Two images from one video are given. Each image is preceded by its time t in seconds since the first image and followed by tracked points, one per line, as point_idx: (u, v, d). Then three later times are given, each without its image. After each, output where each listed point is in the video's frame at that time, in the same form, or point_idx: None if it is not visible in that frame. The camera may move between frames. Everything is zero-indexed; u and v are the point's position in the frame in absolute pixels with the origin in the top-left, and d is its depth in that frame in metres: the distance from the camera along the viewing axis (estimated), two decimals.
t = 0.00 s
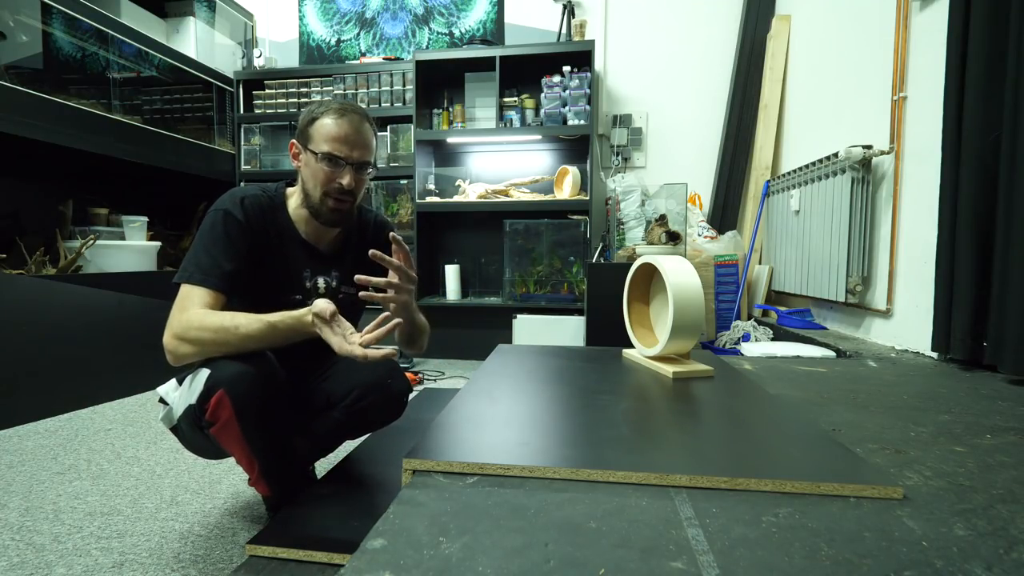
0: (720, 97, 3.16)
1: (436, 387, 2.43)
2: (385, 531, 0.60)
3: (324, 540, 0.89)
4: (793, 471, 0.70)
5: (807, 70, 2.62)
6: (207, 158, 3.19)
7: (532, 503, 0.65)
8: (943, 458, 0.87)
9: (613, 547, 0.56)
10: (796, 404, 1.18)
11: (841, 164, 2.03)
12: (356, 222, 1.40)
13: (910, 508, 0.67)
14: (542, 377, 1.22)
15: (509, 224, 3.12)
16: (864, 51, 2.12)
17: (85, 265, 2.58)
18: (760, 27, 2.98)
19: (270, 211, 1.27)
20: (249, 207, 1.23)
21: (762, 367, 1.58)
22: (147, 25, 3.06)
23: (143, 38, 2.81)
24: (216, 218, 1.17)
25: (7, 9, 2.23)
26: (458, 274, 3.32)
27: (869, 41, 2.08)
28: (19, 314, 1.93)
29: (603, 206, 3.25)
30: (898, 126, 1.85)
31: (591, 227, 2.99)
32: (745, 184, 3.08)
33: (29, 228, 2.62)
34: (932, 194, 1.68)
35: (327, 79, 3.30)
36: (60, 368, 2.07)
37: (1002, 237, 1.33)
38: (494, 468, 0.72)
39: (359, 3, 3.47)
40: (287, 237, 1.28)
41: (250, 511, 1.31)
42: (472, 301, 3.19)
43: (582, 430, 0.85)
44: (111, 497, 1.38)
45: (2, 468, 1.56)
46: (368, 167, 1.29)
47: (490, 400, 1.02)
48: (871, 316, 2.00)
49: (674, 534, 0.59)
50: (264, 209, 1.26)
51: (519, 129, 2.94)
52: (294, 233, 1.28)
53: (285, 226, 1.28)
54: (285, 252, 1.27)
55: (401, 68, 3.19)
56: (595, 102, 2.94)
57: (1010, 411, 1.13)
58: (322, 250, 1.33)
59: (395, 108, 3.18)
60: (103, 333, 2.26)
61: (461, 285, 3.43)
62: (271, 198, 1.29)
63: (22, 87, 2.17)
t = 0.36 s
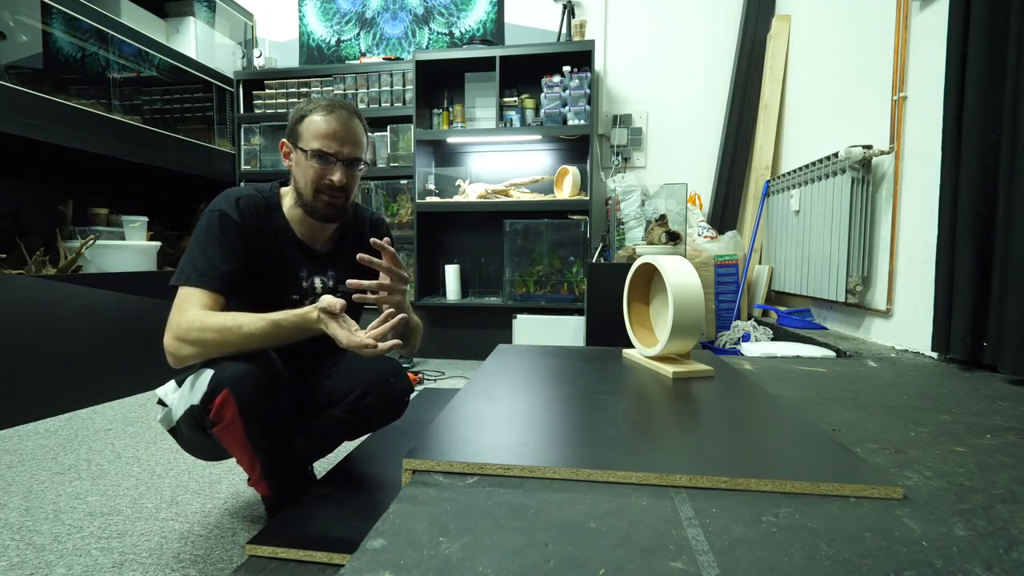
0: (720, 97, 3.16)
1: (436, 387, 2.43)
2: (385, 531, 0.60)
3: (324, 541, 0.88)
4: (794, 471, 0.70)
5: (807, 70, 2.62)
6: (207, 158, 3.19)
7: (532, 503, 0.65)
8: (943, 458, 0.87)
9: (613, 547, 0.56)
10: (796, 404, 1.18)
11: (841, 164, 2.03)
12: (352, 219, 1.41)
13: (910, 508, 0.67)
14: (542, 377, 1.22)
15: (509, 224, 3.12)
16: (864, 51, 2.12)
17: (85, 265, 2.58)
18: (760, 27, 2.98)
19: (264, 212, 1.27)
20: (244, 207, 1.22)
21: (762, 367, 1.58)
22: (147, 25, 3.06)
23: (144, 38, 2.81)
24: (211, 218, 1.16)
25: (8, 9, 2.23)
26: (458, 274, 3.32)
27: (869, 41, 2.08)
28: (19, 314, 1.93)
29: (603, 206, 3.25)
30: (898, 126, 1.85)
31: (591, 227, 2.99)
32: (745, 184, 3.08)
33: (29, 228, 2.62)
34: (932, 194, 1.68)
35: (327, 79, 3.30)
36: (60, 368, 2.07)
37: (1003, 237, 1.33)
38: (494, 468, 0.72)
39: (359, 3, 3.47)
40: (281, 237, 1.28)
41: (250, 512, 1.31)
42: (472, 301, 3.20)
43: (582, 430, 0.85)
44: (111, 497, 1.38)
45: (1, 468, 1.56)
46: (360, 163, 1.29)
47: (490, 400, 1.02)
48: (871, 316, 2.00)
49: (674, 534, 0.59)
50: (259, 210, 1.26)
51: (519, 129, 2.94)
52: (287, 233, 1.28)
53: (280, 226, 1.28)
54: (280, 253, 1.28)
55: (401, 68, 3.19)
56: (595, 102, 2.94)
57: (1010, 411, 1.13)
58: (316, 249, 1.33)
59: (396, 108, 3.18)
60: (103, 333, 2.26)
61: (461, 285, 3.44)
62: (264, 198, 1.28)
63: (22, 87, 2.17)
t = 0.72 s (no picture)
0: (720, 97, 3.16)
1: (436, 387, 2.43)
2: (385, 531, 0.60)
3: (325, 541, 0.88)
4: (793, 471, 0.70)
5: (807, 70, 2.62)
6: (207, 158, 3.18)
7: (532, 503, 0.65)
8: (943, 458, 0.87)
9: (613, 547, 0.56)
10: (796, 404, 1.18)
11: (841, 164, 2.03)
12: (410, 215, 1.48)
13: (910, 508, 0.67)
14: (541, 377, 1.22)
15: (509, 224, 3.12)
16: (864, 51, 2.12)
17: (85, 265, 2.58)
18: (760, 27, 2.98)
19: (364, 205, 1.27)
20: (358, 199, 1.22)
21: (762, 367, 1.58)
22: (147, 25, 3.06)
23: (144, 39, 2.78)
24: (354, 216, 1.14)
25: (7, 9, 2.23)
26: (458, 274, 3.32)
27: (869, 40, 2.08)
28: (19, 314, 1.93)
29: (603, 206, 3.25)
30: (898, 126, 1.85)
31: (591, 227, 2.99)
32: (745, 184, 3.08)
33: (30, 228, 2.62)
34: (932, 194, 1.68)
35: (327, 79, 3.30)
36: (60, 368, 2.07)
37: (1003, 238, 1.33)
38: (494, 468, 0.72)
39: (359, 3, 3.47)
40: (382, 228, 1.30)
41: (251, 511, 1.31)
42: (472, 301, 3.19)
43: (583, 430, 0.85)
44: (111, 497, 1.38)
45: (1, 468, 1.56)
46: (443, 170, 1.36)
47: (492, 400, 1.02)
48: (871, 316, 2.00)
49: (674, 534, 0.59)
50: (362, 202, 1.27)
51: (519, 129, 2.94)
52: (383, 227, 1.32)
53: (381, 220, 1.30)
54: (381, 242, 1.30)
55: (401, 68, 3.19)
56: (595, 102, 2.94)
57: (1010, 411, 1.13)
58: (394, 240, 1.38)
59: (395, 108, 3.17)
60: (103, 333, 2.26)
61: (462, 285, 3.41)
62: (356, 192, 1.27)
63: (22, 87, 2.17)
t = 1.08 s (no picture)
0: (720, 97, 3.16)
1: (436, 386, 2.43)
2: (384, 531, 0.59)
3: (325, 542, 0.88)
4: (794, 471, 0.70)
5: (807, 70, 2.62)
6: (207, 158, 3.18)
7: (531, 504, 0.65)
8: (943, 458, 0.87)
9: (612, 547, 0.56)
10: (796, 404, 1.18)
11: (842, 164, 2.02)
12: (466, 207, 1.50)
13: (911, 508, 0.67)
14: (545, 377, 1.22)
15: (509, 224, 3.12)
16: (864, 51, 2.12)
17: (85, 265, 2.58)
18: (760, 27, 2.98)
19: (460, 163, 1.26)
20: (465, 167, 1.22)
21: (762, 367, 1.58)
22: (147, 25, 3.06)
23: (144, 38, 2.79)
24: (472, 186, 1.17)
25: (7, 9, 2.24)
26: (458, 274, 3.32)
27: (869, 40, 2.08)
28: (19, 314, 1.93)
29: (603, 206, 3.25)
30: (898, 125, 1.85)
31: (592, 227, 2.99)
32: (745, 184, 3.08)
33: (29, 228, 2.62)
34: (933, 194, 1.68)
35: (327, 79, 3.30)
36: (60, 368, 2.07)
37: (1003, 238, 1.33)
38: (494, 468, 0.72)
39: (359, 3, 3.47)
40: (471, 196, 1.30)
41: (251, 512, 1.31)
42: (472, 301, 3.19)
43: (584, 430, 0.85)
44: (111, 497, 1.38)
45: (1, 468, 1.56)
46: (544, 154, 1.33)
47: (497, 400, 1.02)
48: (871, 316, 1.99)
49: (675, 534, 0.59)
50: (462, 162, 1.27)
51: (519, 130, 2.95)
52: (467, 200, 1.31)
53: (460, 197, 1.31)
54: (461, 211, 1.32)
55: (401, 68, 3.19)
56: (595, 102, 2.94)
57: (1011, 411, 1.13)
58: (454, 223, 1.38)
59: (395, 108, 3.17)
60: (103, 333, 2.26)
61: (462, 285, 3.40)
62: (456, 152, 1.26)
63: (22, 87, 2.18)
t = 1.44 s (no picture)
0: (720, 97, 3.16)
1: (436, 386, 2.43)
2: (385, 531, 0.60)
3: (326, 542, 0.88)
4: (793, 471, 0.70)
5: (807, 70, 2.62)
6: (207, 159, 3.17)
7: (532, 503, 0.65)
8: (943, 458, 0.87)
9: (612, 547, 0.56)
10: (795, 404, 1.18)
11: (841, 164, 2.03)
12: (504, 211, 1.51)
13: (910, 508, 0.67)
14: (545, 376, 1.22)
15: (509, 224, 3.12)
16: (863, 51, 2.12)
17: (85, 265, 2.59)
18: (760, 27, 2.98)
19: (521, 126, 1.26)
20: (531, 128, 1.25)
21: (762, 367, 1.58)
22: (147, 25, 3.07)
23: (143, 39, 2.75)
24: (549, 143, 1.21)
25: (8, 9, 2.24)
26: (458, 274, 3.32)
27: (869, 40, 2.08)
28: (19, 314, 1.93)
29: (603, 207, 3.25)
30: (897, 126, 1.85)
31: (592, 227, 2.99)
32: (745, 184, 3.08)
33: (30, 228, 2.62)
34: (932, 195, 1.68)
35: (327, 79, 3.30)
36: (61, 368, 2.07)
37: (1002, 238, 1.33)
38: (495, 468, 0.72)
39: (359, 3, 3.47)
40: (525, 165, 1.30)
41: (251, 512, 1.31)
42: (472, 301, 3.20)
43: (584, 430, 0.85)
44: (111, 497, 1.38)
45: (1, 468, 1.56)
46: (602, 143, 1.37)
47: (500, 399, 1.02)
48: (871, 316, 2.00)
49: (674, 534, 0.59)
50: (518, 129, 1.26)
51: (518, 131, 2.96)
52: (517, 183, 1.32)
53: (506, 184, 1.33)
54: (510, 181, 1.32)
55: (401, 68, 3.19)
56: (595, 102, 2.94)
57: (1010, 411, 1.13)
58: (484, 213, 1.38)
59: (395, 108, 3.17)
60: (104, 333, 2.27)
61: (462, 285, 3.41)
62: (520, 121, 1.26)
63: (22, 87, 2.18)
